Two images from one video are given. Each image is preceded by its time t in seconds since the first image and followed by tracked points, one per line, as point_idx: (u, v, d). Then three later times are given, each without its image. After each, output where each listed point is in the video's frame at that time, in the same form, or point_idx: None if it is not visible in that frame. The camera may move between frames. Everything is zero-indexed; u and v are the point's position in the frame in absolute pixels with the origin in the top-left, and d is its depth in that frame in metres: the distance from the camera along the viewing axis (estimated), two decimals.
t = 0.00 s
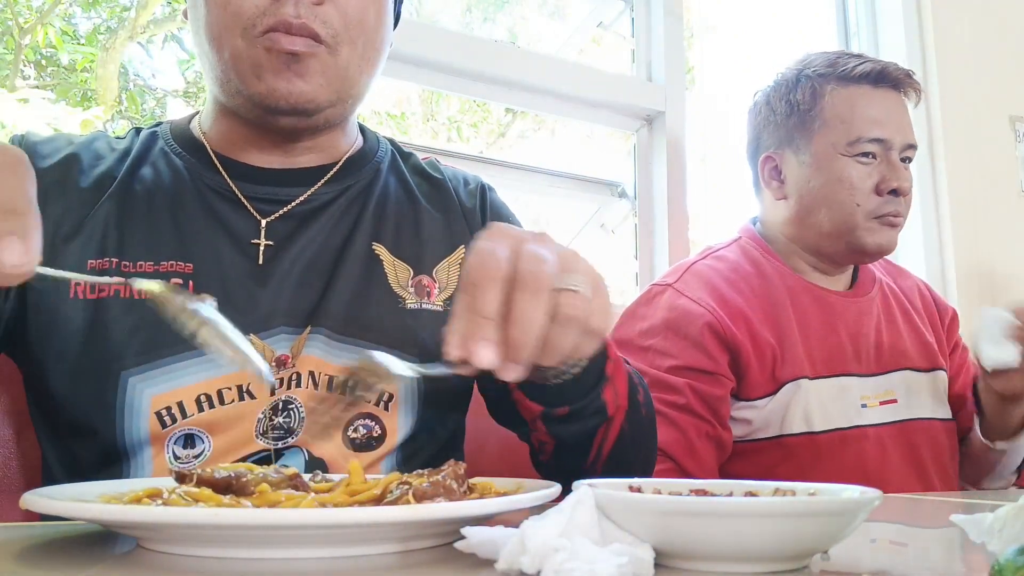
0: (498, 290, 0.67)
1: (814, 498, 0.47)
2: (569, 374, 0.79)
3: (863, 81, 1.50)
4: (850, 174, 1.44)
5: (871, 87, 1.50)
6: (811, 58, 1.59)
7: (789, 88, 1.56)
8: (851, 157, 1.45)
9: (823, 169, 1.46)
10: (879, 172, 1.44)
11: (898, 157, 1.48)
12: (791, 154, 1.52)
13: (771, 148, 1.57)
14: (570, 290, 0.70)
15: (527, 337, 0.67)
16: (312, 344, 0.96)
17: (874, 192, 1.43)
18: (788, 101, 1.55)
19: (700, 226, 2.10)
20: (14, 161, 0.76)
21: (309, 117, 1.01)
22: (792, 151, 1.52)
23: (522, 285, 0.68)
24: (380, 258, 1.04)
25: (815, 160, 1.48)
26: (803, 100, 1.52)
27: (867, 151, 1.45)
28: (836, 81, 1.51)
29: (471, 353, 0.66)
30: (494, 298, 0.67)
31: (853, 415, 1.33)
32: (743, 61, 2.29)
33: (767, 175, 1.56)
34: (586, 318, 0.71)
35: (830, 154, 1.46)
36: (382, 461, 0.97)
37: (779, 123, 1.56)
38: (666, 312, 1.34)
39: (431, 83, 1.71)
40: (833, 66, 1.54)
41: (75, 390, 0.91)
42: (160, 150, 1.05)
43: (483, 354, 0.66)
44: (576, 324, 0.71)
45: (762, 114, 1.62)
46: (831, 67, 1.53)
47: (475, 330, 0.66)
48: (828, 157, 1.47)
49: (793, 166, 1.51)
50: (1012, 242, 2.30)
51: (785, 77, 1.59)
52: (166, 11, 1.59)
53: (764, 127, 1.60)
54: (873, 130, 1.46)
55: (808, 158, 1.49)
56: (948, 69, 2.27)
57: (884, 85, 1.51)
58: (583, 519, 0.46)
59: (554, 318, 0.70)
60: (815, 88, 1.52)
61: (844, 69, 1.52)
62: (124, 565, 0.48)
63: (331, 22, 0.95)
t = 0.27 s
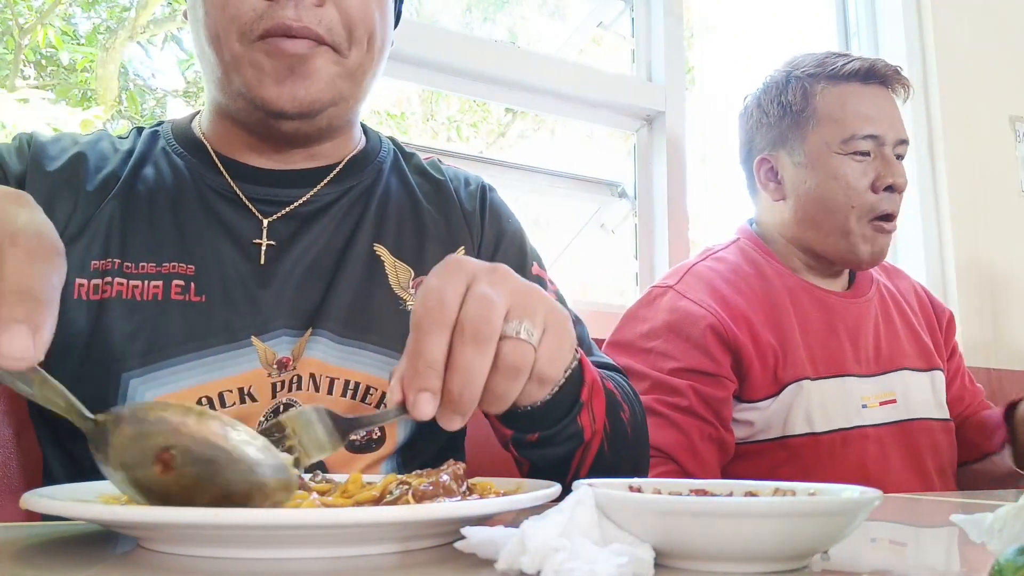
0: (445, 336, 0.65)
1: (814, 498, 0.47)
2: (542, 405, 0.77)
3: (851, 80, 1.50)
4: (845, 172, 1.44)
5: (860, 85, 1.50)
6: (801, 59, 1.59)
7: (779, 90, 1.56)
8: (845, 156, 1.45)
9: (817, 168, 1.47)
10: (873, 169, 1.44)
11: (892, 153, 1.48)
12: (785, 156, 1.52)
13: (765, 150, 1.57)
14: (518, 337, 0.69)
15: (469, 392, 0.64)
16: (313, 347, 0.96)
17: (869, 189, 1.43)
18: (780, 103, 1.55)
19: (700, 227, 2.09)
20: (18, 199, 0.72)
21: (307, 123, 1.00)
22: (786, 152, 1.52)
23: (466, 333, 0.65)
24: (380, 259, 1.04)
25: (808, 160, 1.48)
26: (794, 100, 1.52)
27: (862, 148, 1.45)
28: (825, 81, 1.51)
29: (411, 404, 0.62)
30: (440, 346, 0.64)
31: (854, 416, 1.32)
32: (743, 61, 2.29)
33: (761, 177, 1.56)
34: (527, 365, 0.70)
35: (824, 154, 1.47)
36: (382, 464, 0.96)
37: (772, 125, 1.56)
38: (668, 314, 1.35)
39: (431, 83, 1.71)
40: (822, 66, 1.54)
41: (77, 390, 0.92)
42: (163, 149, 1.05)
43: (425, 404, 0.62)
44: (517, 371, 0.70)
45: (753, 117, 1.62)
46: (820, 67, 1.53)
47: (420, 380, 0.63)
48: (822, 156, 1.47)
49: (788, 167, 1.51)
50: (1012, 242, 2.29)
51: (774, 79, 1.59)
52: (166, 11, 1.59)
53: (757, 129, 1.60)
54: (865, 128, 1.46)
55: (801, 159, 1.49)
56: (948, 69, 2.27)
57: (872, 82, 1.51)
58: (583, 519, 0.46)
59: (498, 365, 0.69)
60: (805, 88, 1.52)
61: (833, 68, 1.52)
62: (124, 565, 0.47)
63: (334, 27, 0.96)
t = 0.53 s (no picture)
0: (462, 340, 0.65)
1: (815, 498, 0.47)
2: (555, 409, 0.77)
3: (854, 79, 1.50)
4: (847, 170, 1.44)
5: (863, 83, 1.50)
6: (802, 58, 1.59)
7: (782, 88, 1.56)
8: (848, 155, 1.45)
9: (820, 168, 1.46)
10: (876, 168, 1.45)
11: (893, 152, 1.48)
12: (788, 155, 1.52)
13: (767, 150, 1.57)
14: (537, 342, 0.69)
15: (484, 395, 0.66)
16: (316, 352, 0.96)
17: (871, 188, 1.44)
18: (782, 102, 1.55)
19: (700, 227, 2.09)
20: (42, 203, 0.62)
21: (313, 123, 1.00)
22: (788, 152, 1.52)
23: (484, 337, 0.66)
24: (387, 262, 1.04)
25: (811, 159, 1.48)
26: (797, 99, 1.52)
27: (865, 147, 1.45)
28: (828, 80, 1.51)
29: (426, 404, 0.63)
30: (459, 350, 0.65)
31: (852, 417, 1.32)
32: (743, 61, 2.29)
33: (763, 176, 1.56)
34: (545, 372, 0.70)
35: (826, 152, 1.47)
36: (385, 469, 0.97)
37: (774, 124, 1.56)
38: (667, 315, 1.35)
39: (431, 83, 1.71)
40: (824, 65, 1.54)
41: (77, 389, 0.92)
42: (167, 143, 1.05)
43: (440, 406, 0.63)
44: (534, 378, 0.70)
45: (755, 116, 1.62)
46: (823, 66, 1.53)
47: (434, 382, 0.64)
48: (824, 155, 1.47)
49: (790, 166, 1.51)
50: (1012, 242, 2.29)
51: (776, 78, 1.59)
52: (166, 11, 1.60)
53: (760, 128, 1.60)
54: (868, 127, 1.46)
55: (804, 158, 1.49)
56: (948, 69, 2.27)
57: (875, 81, 1.51)
58: (583, 519, 0.46)
59: (514, 370, 0.69)
60: (808, 87, 1.52)
61: (835, 67, 1.52)
62: (124, 565, 0.48)
63: (344, 29, 0.95)
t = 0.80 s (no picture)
0: (490, 262, 0.67)
1: (815, 498, 0.47)
2: (573, 369, 0.78)
3: (854, 77, 1.51)
4: (849, 168, 1.44)
5: (863, 82, 1.51)
6: (802, 57, 1.59)
7: (783, 87, 1.56)
8: (850, 152, 1.45)
9: (822, 166, 1.46)
10: (877, 167, 1.45)
11: (894, 151, 1.48)
12: (789, 152, 1.52)
13: (767, 148, 1.56)
14: (560, 276, 0.70)
15: (506, 310, 0.68)
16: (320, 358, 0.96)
17: (874, 186, 1.44)
18: (783, 99, 1.55)
19: (700, 227, 2.10)
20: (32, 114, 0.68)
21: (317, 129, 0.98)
22: (789, 149, 1.52)
23: (512, 260, 0.68)
24: (397, 264, 1.04)
25: (813, 156, 1.48)
26: (798, 97, 1.52)
27: (866, 145, 1.45)
28: (829, 78, 1.52)
29: (450, 317, 0.64)
30: (487, 267, 0.67)
31: (851, 418, 1.32)
32: (743, 61, 2.29)
33: (767, 173, 1.54)
34: (569, 304, 0.71)
35: (828, 150, 1.47)
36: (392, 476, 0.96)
37: (776, 121, 1.55)
38: (665, 316, 1.34)
39: (431, 83, 1.72)
40: (824, 64, 1.55)
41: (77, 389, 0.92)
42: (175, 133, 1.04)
43: (464, 318, 0.64)
44: (556, 308, 0.71)
45: (755, 114, 1.62)
46: (823, 64, 1.54)
47: (460, 295, 0.65)
48: (825, 152, 1.47)
49: (791, 164, 1.50)
50: (1012, 242, 2.29)
51: (777, 77, 1.59)
52: (166, 11, 1.60)
53: (760, 126, 1.60)
54: (869, 124, 1.46)
55: (806, 155, 1.49)
56: (948, 69, 2.27)
57: (875, 80, 1.52)
58: (583, 519, 0.46)
59: (537, 300, 0.71)
60: (809, 85, 1.52)
61: (835, 66, 1.53)
62: (124, 565, 0.48)
63: (352, 30, 0.92)
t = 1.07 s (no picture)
0: (553, 356, 0.72)
1: (815, 498, 0.47)
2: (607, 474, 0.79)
3: (862, 78, 1.51)
4: (854, 167, 1.45)
5: (871, 83, 1.51)
6: (811, 58, 1.59)
7: (790, 86, 1.56)
8: (855, 151, 1.45)
9: (827, 162, 1.47)
10: (882, 166, 1.45)
11: (899, 152, 1.48)
12: (794, 150, 1.52)
13: (773, 146, 1.56)
14: (614, 390, 0.75)
15: (558, 408, 0.72)
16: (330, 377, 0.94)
17: (878, 184, 1.44)
18: (791, 98, 1.55)
19: (700, 227, 2.09)
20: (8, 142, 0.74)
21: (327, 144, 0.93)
22: (795, 148, 1.51)
23: (574, 361, 0.73)
24: (411, 282, 1.03)
25: (818, 153, 1.48)
26: (805, 95, 1.52)
27: (871, 144, 1.46)
28: (837, 78, 1.52)
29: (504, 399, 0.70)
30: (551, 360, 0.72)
31: (851, 419, 1.32)
32: (743, 61, 2.29)
33: (770, 171, 1.55)
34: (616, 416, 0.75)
35: (834, 148, 1.47)
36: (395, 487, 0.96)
37: (782, 119, 1.55)
38: (667, 316, 1.34)
39: (431, 84, 1.72)
40: (832, 64, 1.55)
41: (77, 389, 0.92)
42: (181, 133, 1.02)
43: (515, 403, 0.70)
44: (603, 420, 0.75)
45: (761, 112, 1.62)
46: (831, 65, 1.54)
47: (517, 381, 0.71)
48: (831, 151, 1.47)
49: (797, 162, 1.50)
50: (1012, 242, 2.29)
51: (784, 76, 1.59)
52: (166, 11, 1.61)
53: (766, 124, 1.60)
54: (874, 124, 1.46)
55: (811, 153, 1.49)
56: (948, 69, 2.27)
57: (882, 81, 1.52)
58: (583, 520, 0.46)
59: (590, 409, 0.75)
60: (817, 84, 1.52)
61: (843, 66, 1.53)
62: (123, 565, 0.48)
63: (360, 50, 0.88)
